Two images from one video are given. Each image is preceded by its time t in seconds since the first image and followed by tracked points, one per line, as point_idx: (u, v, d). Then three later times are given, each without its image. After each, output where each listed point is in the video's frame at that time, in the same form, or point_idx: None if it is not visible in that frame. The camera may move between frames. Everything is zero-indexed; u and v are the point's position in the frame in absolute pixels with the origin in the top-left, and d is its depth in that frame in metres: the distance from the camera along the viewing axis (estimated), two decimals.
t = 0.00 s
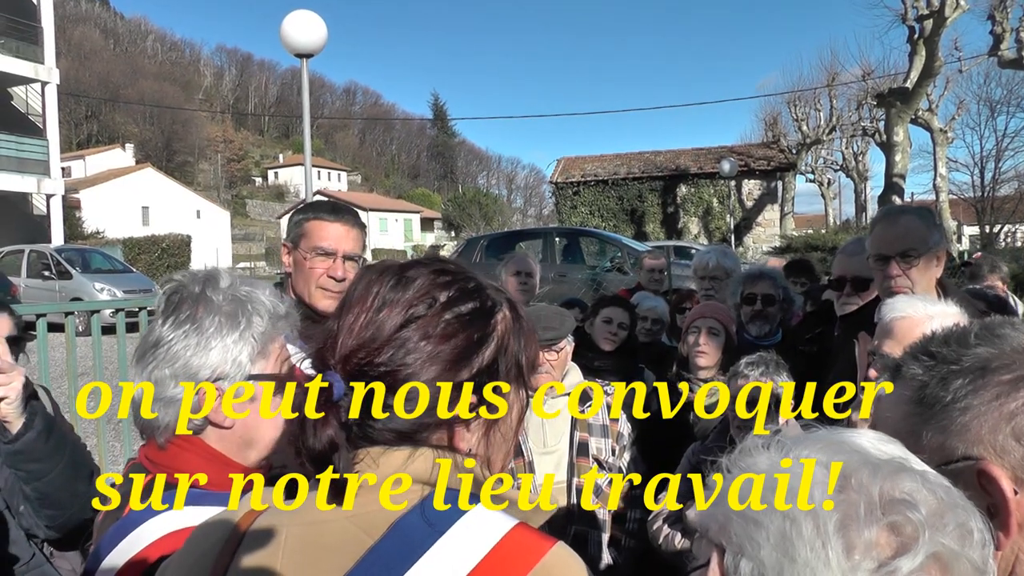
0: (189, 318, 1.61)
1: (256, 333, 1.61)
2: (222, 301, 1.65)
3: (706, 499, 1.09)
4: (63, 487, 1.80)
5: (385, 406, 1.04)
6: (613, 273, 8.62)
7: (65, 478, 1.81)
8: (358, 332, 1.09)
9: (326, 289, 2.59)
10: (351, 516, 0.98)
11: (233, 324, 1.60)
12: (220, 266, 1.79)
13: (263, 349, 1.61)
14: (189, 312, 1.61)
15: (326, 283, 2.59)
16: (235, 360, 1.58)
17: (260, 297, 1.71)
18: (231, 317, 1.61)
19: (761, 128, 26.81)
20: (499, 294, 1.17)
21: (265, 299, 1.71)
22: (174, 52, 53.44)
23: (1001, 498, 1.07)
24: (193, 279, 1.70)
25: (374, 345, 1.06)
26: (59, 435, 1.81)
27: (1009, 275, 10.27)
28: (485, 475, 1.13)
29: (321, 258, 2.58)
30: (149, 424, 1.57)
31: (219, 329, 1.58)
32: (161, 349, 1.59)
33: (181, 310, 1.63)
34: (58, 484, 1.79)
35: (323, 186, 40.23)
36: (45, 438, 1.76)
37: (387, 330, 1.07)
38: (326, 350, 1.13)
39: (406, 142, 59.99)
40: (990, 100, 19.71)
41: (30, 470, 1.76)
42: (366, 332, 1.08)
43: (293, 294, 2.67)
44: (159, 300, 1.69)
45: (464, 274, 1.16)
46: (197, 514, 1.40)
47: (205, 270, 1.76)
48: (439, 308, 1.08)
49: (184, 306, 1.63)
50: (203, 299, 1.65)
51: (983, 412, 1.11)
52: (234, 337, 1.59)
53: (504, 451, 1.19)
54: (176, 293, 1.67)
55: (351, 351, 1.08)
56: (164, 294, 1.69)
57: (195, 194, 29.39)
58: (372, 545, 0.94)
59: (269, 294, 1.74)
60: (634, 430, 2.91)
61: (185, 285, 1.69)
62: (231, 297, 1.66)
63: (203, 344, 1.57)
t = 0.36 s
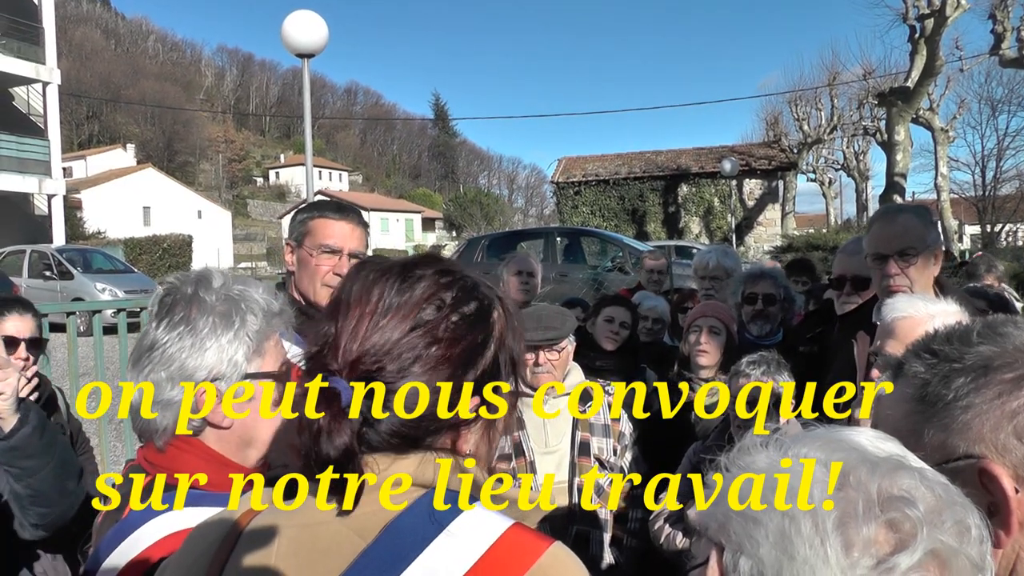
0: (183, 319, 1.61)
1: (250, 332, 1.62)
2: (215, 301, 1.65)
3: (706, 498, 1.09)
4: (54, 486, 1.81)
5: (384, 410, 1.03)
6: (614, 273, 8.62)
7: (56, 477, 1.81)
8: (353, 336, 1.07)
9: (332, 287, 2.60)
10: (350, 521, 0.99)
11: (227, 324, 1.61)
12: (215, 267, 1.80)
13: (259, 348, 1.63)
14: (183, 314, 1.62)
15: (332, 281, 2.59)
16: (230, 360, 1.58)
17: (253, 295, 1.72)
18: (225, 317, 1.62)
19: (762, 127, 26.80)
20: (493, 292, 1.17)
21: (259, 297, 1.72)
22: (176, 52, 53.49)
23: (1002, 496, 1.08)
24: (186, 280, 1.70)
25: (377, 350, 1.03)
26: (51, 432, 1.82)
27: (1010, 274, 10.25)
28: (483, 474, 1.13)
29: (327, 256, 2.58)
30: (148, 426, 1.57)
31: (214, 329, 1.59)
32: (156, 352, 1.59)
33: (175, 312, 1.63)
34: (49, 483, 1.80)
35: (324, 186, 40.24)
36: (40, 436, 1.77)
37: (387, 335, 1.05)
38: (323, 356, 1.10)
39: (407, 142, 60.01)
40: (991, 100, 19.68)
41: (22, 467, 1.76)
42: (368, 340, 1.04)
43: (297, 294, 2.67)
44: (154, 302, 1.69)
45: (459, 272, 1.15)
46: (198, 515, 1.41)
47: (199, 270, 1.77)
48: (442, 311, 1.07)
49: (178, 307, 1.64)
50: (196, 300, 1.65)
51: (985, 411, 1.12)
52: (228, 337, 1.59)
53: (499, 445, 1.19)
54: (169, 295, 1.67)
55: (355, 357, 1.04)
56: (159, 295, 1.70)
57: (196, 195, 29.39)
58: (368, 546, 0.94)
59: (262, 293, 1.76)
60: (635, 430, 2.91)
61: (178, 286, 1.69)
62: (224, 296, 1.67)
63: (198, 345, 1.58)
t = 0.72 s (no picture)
0: (183, 320, 1.61)
1: (252, 331, 1.62)
2: (216, 301, 1.65)
3: (707, 498, 1.10)
4: (36, 483, 1.86)
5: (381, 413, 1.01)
6: (616, 273, 8.60)
7: (39, 475, 1.86)
8: (343, 343, 1.05)
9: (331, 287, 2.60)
10: (350, 522, 0.99)
11: (228, 323, 1.61)
12: (216, 267, 1.80)
13: (259, 347, 1.62)
14: (184, 314, 1.62)
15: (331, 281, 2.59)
16: (231, 359, 1.58)
17: (254, 294, 1.72)
18: (226, 317, 1.62)
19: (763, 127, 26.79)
20: (484, 288, 1.15)
21: (260, 297, 1.72)
22: (177, 53, 53.56)
23: (1005, 498, 1.07)
24: (187, 281, 1.70)
25: (370, 357, 1.02)
26: (33, 430, 1.83)
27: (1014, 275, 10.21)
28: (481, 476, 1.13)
29: (325, 255, 2.58)
30: (150, 425, 1.57)
31: (215, 329, 1.59)
32: (158, 353, 1.59)
33: (176, 312, 1.63)
34: (30, 481, 1.85)
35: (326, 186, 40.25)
36: (21, 434, 1.77)
37: (382, 340, 1.03)
38: (317, 364, 1.08)
39: (408, 143, 60.03)
40: (993, 100, 19.60)
41: (6, 464, 1.79)
42: (361, 346, 1.03)
43: (297, 293, 2.67)
44: (154, 303, 1.69)
45: (448, 270, 1.13)
46: (201, 515, 1.41)
47: (199, 270, 1.76)
48: (433, 316, 1.05)
49: (178, 308, 1.63)
50: (197, 301, 1.65)
51: (987, 412, 1.11)
52: (229, 336, 1.59)
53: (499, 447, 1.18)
54: (171, 295, 1.67)
55: (348, 364, 1.03)
56: (160, 295, 1.70)
57: (198, 195, 29.39)
58: (364, 554, 0.94)
59: (263, 291, 1.76)
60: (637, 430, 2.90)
61: (179, 287, 1.69)
62: (225, 296, 1.67)
63: (200, 345, 1.57)
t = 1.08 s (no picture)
0: (183, 318, 1.61)
1: (251, 329, 1.62)
2: (216, 300, 1.65)
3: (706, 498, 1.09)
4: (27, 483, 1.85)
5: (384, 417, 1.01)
6: (618, 273, 8.59)
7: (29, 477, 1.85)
8: (346, 348, 1.04)
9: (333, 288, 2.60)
10: (349, 522, 0.98)
11: (228, 321, 1.61)
12: (216, 266, 1.80)
13: (260, 345, 1.62)
14: (183, 313, 1.61)
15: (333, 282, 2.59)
16: (232, 357, 1.58)
17: (254, 292, 1.72)
18: (226, 315, 1.62)
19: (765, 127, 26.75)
20: (495, 290, 1.14)
21: (259, 295, 1.72)
22: (179, 52, 53.58)
23: (1007, 498, 1.06)
24: (186, 280, 1.70)
25: (369, 357, 1.02)
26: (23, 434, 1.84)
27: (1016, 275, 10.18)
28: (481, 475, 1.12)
29: (327, 257, 2.58)
30: (151, 425, 1.57)
31: (214, 327, 1.59)
32: (157, 351, 1.59)
33: (175, 311, 1.63)
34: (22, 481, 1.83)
35: (327, 185, 40.26)
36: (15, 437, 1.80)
37: (389, 345, 1.02)
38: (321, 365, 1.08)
39: (410, 143, 60.01)
40: (995, 100, 19.55)
41: None
42: (360, 346, 1.03)
43: (297, 294, 2.67)
44: (154, 302, 1.69)
45: (458, 271, 1.12)
46: (202, 511, 1.41)
47: (199, 269, 1.76)
48: (442, 325, 1.04)
49: (178, 306, 1.63)
50: (196, 299, 1.65)
51: (988, 413, 1.11)
52: (230, 334, 1.59)
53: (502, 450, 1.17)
54: (170, 294, 1.67)
55: (347, 364, 1.03)
56: (160, 294, 1.70)
57: (199, 194, 29.38)
58: (367, 555, 0.94)
59: (263, 289, 1.75)
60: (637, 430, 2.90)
61: (178, 286, 1.69)
62: (224, 294, 1.67)
63: (199, 343, 1.57)
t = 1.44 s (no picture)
0: (184, 318, 1.62)
1: (252, 328, 1.63)
2: (216, 298, 1.66)
3: (708, 498, 1.09)
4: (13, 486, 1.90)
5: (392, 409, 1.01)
6: (619, 272, 8.59)
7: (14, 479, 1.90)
8: (353, 332, 1.05)
9: (332, 285, 2.59)
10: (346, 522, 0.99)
11: (229, 320, 1.62)
12: (217, 265, 1.81)
13: (260, 343, 1.63)
14: (184, 312, 1.62)
15: (332, 279, 2.59)
16: (233, 356, 1.59)
17: (254, 290, 1.72)
18: (227, 314, 1.62)
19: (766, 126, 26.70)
20: (506, 295, 1.13)
21: (260, 293, 1.72)
22: (179, 50, 53.58)
23: (1007, 498, 1.06)
24: (187, 279, 1.71)
25: (372, 356, 1.02)
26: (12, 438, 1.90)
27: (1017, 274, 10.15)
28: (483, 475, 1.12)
29: (327, 255, 2.58)
30: (152, 425, 1.57)
31: (216, 326, 1.60)
32: (158, 351, 1.60)
33: (176, 310, 1.63)
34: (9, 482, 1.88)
35: (328, 184, 40.28)
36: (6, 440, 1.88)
37: (391, 325, 1.03)
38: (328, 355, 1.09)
39: (410, 141, 59.97)
40: (997, 99, 19.48)
41: None
42: (362, 344, 1.03)
43: (298, 292, 2.66)
44: (155, 302, 1.70)
45: (466, 273, 1.12)
46: (204, 510, 1.40)
47: (200, 268, 1.77)
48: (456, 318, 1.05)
49: (179, 305, 1.64)
50: (197, 298, 1.66)
51: (990, 413, 1.10)
52: (230, 333, 1.61)
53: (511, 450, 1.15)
54: (170, 293, 1.68)
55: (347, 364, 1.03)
56: (161, 293, 1.71)
57: (199, 193, 29.37)
58: (368, 557, 0.94)
59: (263, 288, 1.76)
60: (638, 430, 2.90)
61: (179, 285, 1.70)
62: (225, 293, 1.67)
63: (200, 342, 1.59)
